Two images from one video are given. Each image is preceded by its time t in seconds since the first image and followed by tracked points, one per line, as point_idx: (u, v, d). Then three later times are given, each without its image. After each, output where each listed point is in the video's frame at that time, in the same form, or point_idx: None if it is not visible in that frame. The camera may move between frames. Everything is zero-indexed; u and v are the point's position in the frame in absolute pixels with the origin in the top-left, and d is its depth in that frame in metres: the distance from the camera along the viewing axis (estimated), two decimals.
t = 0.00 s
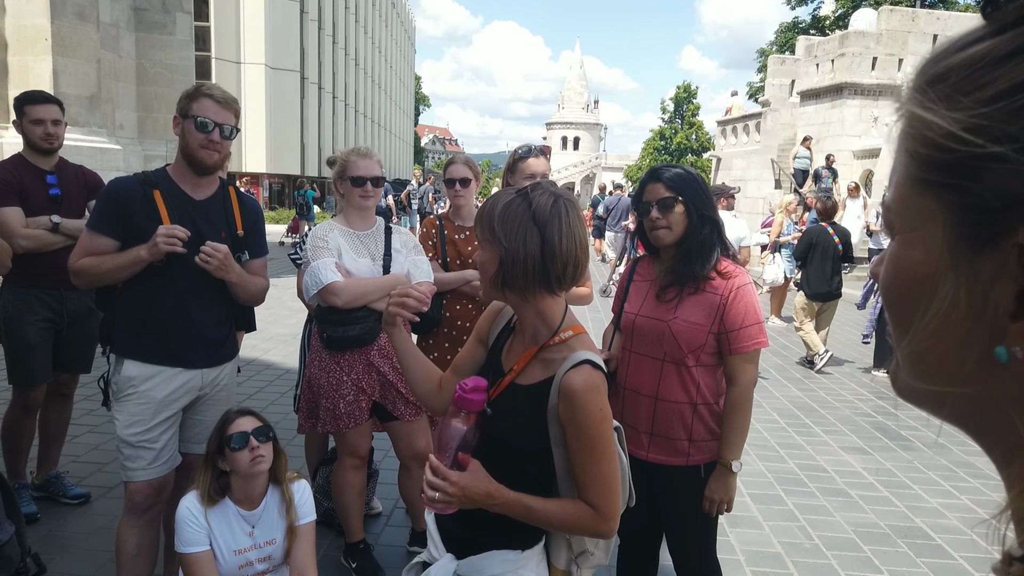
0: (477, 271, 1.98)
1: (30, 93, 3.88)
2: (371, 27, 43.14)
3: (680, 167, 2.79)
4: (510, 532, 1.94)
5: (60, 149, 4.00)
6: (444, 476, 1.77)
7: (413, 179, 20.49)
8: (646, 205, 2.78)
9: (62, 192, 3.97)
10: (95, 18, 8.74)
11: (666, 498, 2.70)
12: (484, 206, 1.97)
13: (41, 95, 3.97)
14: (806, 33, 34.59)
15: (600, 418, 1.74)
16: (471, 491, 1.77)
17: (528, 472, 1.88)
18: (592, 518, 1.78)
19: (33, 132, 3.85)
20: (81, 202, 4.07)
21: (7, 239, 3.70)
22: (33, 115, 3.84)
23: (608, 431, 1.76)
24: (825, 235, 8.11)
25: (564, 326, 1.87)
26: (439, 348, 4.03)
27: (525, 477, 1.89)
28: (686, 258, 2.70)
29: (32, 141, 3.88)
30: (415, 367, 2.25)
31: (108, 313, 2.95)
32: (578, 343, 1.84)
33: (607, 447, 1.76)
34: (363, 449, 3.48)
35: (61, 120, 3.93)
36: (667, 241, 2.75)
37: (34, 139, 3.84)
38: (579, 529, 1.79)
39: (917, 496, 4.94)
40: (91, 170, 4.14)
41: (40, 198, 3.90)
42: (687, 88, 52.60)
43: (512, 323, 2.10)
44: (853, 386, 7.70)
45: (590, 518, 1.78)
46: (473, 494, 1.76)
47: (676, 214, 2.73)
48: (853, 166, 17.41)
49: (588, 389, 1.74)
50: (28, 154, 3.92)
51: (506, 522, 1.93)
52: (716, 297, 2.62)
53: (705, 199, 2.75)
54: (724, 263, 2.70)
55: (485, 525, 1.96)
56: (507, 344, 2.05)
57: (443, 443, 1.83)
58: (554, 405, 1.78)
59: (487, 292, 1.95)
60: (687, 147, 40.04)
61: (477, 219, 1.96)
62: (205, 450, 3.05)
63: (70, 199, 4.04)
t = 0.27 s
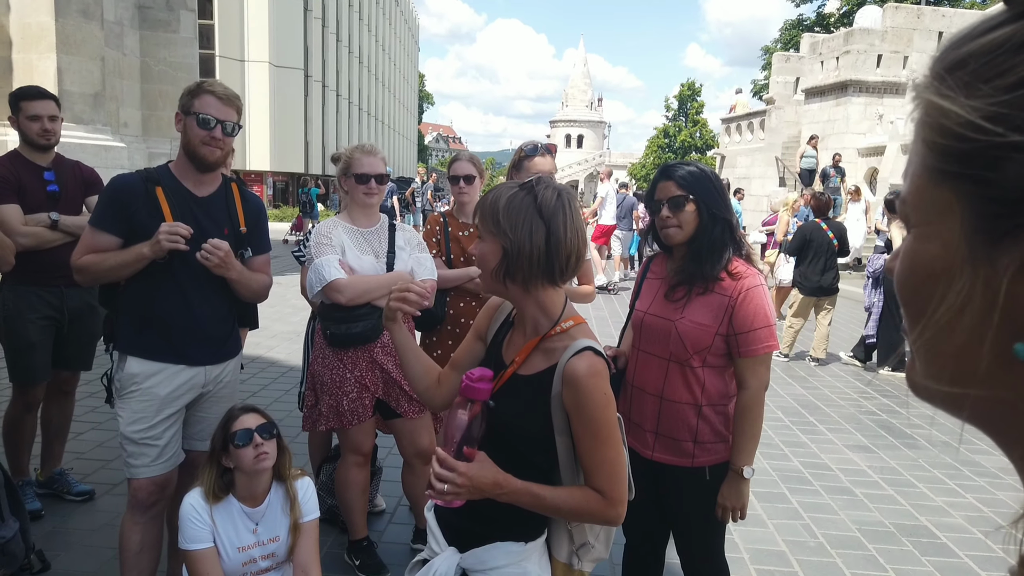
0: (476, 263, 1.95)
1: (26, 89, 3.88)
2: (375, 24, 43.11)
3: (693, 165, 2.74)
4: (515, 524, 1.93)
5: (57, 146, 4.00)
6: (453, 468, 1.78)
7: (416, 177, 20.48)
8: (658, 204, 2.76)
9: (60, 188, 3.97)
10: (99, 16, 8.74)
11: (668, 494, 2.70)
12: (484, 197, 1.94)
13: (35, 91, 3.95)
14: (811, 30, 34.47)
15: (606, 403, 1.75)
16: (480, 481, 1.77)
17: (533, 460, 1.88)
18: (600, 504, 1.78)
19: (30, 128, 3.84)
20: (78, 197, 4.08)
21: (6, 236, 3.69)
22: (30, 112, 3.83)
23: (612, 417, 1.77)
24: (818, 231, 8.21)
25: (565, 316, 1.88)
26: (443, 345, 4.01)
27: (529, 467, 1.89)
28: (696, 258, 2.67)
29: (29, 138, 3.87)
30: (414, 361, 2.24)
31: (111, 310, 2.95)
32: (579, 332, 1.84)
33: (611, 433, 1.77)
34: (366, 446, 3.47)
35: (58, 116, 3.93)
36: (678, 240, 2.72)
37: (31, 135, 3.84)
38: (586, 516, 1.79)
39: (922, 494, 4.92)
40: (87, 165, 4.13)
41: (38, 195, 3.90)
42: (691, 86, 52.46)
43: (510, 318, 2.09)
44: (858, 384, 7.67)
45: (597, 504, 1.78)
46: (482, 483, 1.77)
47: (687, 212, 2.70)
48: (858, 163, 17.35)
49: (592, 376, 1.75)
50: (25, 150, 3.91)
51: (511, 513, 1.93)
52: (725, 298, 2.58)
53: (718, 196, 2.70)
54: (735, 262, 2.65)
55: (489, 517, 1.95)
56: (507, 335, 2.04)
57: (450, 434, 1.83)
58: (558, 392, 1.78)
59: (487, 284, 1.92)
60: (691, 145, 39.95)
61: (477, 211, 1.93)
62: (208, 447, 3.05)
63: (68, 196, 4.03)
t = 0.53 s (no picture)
0: (479, 256, 1.89)
1: (18, 81, 3.87)
2: (379, 20, 43.05)
3: (700, 160, 2.73)
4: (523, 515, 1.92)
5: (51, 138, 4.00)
6: (459, 455, 1.78)
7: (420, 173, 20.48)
8: (664, 199, 2.75)
9: (56, 181, 3.97)
10: (103, 11, 8.73)
11: (671, 488, 2.69)
12: (485, 191, 1.91)
13: (27, 84, 3.94)
14: (816, 25, 34.34)
15: (611, 389, 1.75)
16: (487, 469, 1.77)
17: (537, 448, 1.88)
18: (606, 490, 1.78)
19: (23, 121, 3.85)
20: (75, 189, 4.07)
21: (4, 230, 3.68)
22: (23, 104, 3.82)
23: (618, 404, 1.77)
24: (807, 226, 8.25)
25: (568, 306, 1.89)
26: (446, 340, 4.00)
27: (534, 456, 1.89)
28: (700, 254, 2.66)
29: (22, 131, 3.87)
30: (411, 359, 2.24)
31: (114, 304, 2.94)
32: (582, 321, 1.85)
33: (616, 419, 1.77)
34: (370, 441, 3.47)
35: (51, 108, 3.92)
36: (683, 236, 2.71)
37: (25, 129, 3.84)
38: (594, 502, 1.79)
39: (927, 490, 4.90)
40: (81, 158, 4.14)
41: (34, 189, 3.89)
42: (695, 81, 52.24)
43: (510, 311, 2.07)
44: (863, 380, 7.65)
45: (603, 491, 1.79)
46: (489, 471, 1.77)
47: (693, 208, 2.68)
48: (863, 159, 17.28)
49: (597, 363, 1.75)
50: (19, 144, 3.91)
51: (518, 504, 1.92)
52: (727, 294, 2.56)
53: (724, 192, 2.67)
54: (741, 259, 2.62)
55: (496, 508, 1.94)
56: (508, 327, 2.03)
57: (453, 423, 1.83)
58: (563, 380, 1.79)
59: (494, 277, 1.87)
60: (695, 141, 39.86)
61: (481, 204, 1.89)
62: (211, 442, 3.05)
63: (64, 188, 4.02)
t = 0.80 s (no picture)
0: (489, 246, 1.87)
1: (9, 75, 3.85)
2: (382, 15, 42.99)
3: (702, 155, 2.71)
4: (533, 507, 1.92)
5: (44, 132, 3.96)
6: (470, 448, 1.77)
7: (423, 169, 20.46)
8: (665, 193, 2.74)
9: (50, 175, 3.96)
10: (106, 6, 8.72)
11: (673, 483, 2.69)
12: (493, 179, 1.89)
13: (18, 77, 3.92)
14: (821, 20, 34.19)
15: (617, 373, 1.77)
16: (498, 461, 1.77)
17: (542, 437, 1.88)
18: (619, 474, 1.79)
19: (16, 115, 3.81)
20: (69, 183, 4.07)
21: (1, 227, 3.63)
22: (15, 99, 3.81)
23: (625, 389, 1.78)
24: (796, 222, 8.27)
25: (570, 294, 1.89)
26: (448, 336, 4.01)
27: (541, 446, 1.88)
28: (701, 249, 2.65)
29: (15, 125, 3.84)
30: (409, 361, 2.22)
31: (116, 299, 2.94)
32: (584, 308, 1.86)
33: (624, 404, 1.78)
34: (372, 436, 3.47)
35: (43, 101, 3.89)
36: (684, 231, 2.70)
37: (18, 123, 3.81)
38: (606, 487, 1.81)
39: (930, 487, 4.89)
40: (75, 151, 4.12)
41: (29, 184, 3.88)
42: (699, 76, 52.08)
43: (509, 304, 2.06)
44: (867, 376, 7.63)
45: (616, 475, 1.79)
46: (501, 463, 1.78)
47: (694, 203, 2.67)
48: (868, 155, 17.22)
49: (604, 349, 1.76)
50: (12, 138, 3.87)
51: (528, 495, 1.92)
52: (728, 289, 2.55)
53: (725, 187, 2.66)
54: (742, 253, 2.60)
55: (506, 502, 1.93)
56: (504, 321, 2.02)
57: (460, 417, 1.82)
58: (569, 367, 1.79)
59: (506, 265, 1.85)
60: (699, 137, 39.77)
61: (490, 192, 1.87)
62: (214, 437, 3.05)
63: (59, 182, 4.02)
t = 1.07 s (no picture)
0: (497, 237, 1.85)
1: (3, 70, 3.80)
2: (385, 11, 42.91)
3: (704, 150, 2.69)
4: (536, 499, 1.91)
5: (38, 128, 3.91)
6: (473, 439, 1.77)
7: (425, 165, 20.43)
8: (668, 190, 2.72)
9: (46, 172, 3.94)
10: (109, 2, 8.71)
11: (674, 479, 2.68)
12: (502, 170, 1.87)
13: (11, 70, 3.83)
14: (824, 16, 34.05)
15: (621, 364, 1.76)
16: (502, 451, 1.77)
17: (545, 430, 1.87)
18: (624, 465, 1.78)
19: (9, 110, 3.75)
20: (64, 179, 4.06)
21: None
22: (9, 94, 3.74)
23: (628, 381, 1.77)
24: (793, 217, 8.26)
25: (572, 287, 1.88)
26: (451, 333, 4.00)
27: (544, 438, 1.87)
28: (703, 246, 2.63)
29: (8, 121, 3.78)
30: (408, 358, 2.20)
31: (118, 295, 2.94)
32: (587, 300, 1.85)
33: (627, 395, 1.77)
34: (375, 433, 3.46)
35: (37, 97, 3.83)
36: (686, 228, 2.68)
37: (11, 119, 3.75)
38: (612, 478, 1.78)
39: (933, 484, 4.88)
40: (69, 145, 4.09)
41: (24, 181, 3.86)
42: (702, 72, 51.94)
43: (509, 300, 2.05)
44: (870, 373, 7.61)
45: (621, 466, 1.78)
46: (504, 453, 1.77)
47: (697, 200, 2.66)
48: (871, 151, 17.16)
49: (607, 341, 1.75)
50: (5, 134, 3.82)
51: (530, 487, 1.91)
52: (730, 286, 2.54)
53: (727, 183, 2.64)
54: (744, 251, 2.59)
55: (509, 494, 1.92)
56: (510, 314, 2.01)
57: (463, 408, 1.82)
58: (572, 359, 1.78)
59: (515, 257, 1.84)
60: (702, 133, 39.67)
61: (500, 183, 1.85)
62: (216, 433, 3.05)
63: (53, 179, 4.00)
